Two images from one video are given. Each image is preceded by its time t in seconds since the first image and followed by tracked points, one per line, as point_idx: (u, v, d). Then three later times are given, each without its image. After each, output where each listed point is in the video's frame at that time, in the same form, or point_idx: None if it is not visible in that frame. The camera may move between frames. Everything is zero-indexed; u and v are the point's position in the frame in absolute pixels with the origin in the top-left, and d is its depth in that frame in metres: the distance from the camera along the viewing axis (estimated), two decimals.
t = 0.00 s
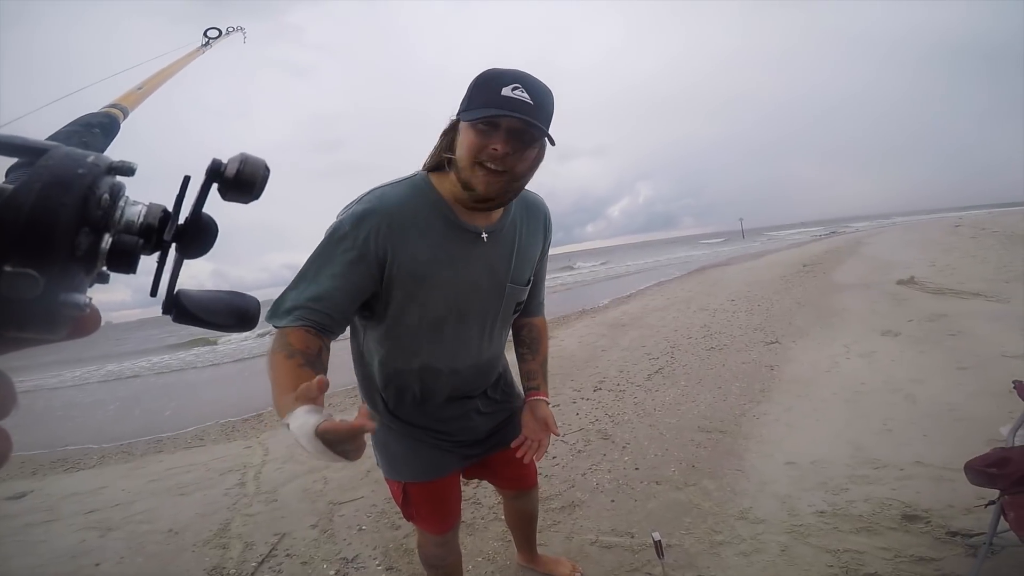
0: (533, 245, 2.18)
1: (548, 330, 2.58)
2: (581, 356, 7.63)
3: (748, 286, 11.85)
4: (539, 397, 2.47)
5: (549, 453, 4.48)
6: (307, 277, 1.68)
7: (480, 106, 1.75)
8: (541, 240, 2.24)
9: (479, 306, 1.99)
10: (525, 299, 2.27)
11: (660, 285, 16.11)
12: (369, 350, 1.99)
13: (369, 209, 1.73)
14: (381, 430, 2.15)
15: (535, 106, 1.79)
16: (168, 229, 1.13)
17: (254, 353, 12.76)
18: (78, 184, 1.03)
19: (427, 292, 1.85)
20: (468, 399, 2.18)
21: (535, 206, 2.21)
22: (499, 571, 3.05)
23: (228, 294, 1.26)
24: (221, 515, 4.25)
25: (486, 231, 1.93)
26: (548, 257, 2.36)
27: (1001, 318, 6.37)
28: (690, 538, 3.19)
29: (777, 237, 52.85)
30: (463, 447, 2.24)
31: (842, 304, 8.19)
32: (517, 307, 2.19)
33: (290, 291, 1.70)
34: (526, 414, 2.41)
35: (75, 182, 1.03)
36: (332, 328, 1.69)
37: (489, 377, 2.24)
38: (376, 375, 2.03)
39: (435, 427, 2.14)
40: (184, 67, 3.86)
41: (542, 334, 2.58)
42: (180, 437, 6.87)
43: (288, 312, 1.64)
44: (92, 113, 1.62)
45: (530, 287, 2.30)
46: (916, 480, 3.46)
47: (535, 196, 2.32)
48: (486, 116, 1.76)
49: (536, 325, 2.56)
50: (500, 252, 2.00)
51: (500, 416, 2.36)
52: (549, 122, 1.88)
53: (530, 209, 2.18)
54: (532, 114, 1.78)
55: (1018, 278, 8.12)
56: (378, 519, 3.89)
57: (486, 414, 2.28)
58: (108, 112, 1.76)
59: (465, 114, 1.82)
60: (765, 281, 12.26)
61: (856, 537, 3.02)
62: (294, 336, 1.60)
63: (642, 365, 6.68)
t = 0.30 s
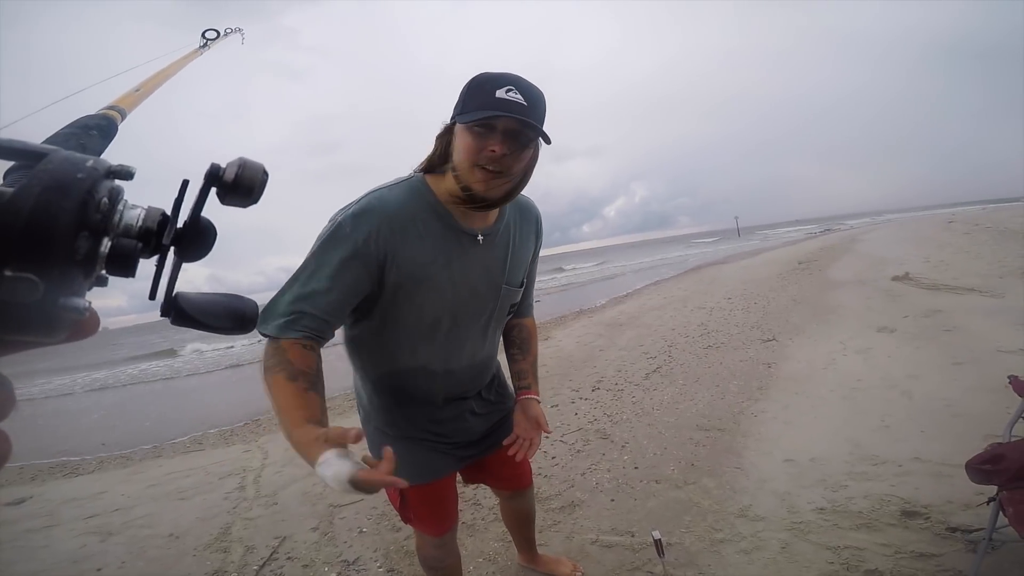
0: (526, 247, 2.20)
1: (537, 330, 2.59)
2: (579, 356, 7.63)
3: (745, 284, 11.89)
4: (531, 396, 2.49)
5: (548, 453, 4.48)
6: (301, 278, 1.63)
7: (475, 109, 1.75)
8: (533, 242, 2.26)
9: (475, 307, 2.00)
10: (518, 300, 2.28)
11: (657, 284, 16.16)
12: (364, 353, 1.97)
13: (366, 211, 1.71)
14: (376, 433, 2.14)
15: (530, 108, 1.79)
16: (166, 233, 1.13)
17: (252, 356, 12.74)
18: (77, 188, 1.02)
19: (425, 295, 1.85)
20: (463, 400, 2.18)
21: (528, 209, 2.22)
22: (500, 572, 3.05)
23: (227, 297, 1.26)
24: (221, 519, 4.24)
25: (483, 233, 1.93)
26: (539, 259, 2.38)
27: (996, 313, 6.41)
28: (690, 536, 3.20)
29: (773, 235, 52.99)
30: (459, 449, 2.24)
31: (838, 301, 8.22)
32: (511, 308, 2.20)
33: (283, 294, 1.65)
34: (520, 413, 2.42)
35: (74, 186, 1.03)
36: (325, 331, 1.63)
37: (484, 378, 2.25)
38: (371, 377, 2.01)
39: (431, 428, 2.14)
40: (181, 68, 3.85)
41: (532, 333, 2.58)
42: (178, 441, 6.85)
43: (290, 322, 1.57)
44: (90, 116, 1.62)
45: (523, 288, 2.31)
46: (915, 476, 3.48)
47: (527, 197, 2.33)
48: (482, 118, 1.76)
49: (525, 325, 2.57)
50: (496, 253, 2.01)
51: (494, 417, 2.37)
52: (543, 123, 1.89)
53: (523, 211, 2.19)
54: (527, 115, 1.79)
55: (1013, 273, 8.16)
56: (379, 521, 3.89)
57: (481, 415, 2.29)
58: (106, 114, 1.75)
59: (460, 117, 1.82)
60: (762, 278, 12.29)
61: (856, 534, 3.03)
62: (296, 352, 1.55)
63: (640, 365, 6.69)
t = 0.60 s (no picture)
0: (525, 246, 2.20)
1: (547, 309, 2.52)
2: (578, 357, 7.63)
3: (743, 285, 11.91)
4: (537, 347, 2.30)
5: (548, 454, 4.48)
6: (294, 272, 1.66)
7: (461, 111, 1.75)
8: (533, 241, 2.25)
9: (473, 305, 2.00)
10: (518, 298, 2.27)
11: (656, 285, 16.18)
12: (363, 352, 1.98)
13: (361, 210, 1.73)
14: (379, 434, 2.14)
15: (515, 103, 1.79)
16: (170, 227, 1.12)
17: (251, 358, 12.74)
18: (81, 182, 1.02)
19: (420, 292, 1.85)
20: (463, 400, 2.17)
21: (526, 207, 2.23)
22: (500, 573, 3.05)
23: (231, 292, 1.26)
24: (220, 520, 4.24)
25: (481, 232, 1.94)
26: (540, 258, 2.37)
27: (993, 314, 6.42)
28: (689, 537, 3.20)
29: (772, 236, 53.02)
30: (460, 449, 2.23)
31: (836, 302, 8.23)
32: (510, 306, 2.19)
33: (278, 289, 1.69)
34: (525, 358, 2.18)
35: (78, 180, 1.02)
36: (304, 322, 1.65)
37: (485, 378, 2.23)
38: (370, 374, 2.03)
39: (430, 426, 2.14)
40: (186, 65, 3.85)
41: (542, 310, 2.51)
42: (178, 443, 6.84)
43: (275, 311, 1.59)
44: (96, 111, 1.63)
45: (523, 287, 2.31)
46: (914, 477, 3.48)
47: (526, 196, 2.33)
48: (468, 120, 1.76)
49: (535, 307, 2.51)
50: (493, 251, 2.01)
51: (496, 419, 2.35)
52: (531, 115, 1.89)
53: (521, 209, 2.19)
54: (514, 110, 1.79)
55: (1011, 273, 8.17)
56: (378, 522, 3.89)
57: (482, 416, 2.27)
58: (112, 110, 1.76)
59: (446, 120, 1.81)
60: (761, 279, 12.29)
61: (855, 535, 3.03)
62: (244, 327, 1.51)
63: (639, 366, 6.70)
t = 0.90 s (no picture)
0: (524, 238, 2.19)
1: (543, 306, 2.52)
2: (575, 350, 7.66)
3: (740, 278, 11.94)
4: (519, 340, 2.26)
5: (544, 447, 4.51)
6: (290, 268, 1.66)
7: (451, 101, 1.74)
8: (533, 232, 2.25)
9: (471, 297, 1.99)
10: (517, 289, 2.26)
11: (652, 278, 16.21)
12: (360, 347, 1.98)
13: (355, 203, 1.72)
14: (377, 428, 2.15)
15: (504, 89, 1.78)
16: (172, 216, 1.09)
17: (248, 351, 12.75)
18: (83, 173, 1.01)
19: (416, 285, 1.85)
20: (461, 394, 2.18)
21: (523, 198, 2.22)
22: (495, 565, 3.07)
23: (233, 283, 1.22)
24: (218, 513, 4.26)
25: (478, 225, 1.93)
26: (538, 249, 2.37)
27: (987, 309, 6.45)
28: (683, 530, 3.23)
29: (770, 228, 53.02)
30: (460, 442, 2.24)
31: (832, 296, 8.25)
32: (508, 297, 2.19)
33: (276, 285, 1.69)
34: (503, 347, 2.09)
35: (79, 170, 1.02)
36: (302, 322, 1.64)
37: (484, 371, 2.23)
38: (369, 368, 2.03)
39: (429, 420, 2.14)
40: (186, 57, 3.81)
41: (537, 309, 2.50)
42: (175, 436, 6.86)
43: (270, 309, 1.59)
44: (96, 102, 1.60)
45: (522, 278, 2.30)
46: (906, 472, 3.52)
47: (523, 186, 2.32)
48: (458, 109, 1.74)
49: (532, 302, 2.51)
50: (491, 243, 2.00)
51: (496, 411, 2.35)
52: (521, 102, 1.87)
53: (518, 201, 2.18)
54: (503, 97, 1.77)
55: (1006, 269, 8.20)
56: (375, 515, 3.91)
57: (481, 409, 2.27)
58: (111, 100, 1.73)
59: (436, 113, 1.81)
60: (757, 273, 12.32)
61: (847, 529, 3.06)
62: (239, 336, 1.55)
63: (636, 359, 6.72)
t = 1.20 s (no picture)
0: (526, 242, 2.19)
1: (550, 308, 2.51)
2: (575, 353, 7.64)
3: (740, 281, 11.94)
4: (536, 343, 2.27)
5: (544, 450, 4.50)
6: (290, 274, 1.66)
7: (452, 104, 1.73)
8: (534, 235, 2.24)
9: (472, 301, 1.99)
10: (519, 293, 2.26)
11: (653, 281, 16.19)
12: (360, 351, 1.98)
13: (356, 208, 1.72)
14: (378, 432, 2.15)
15: (504, 90, 1.76)
16: (162, 227, 1.13)
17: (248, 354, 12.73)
18: (70, 184, 1.04)
19: (418, 289, 1.85)
20: (462, 398, 2.18)
21: (526, 200, 2.22)
22: (496, 569, 3.06)
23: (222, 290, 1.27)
24: (218, 516, 4.25)
25: (480, 228, 1.93)
26: (541, 251, 2.36)
27: (988, 312, 6.45)
28: (684, 533, 3.22)
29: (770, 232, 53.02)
30: (461, 446, 2.24)
31: (833, 299, 8.25)
32: (510, 301, 2.18)
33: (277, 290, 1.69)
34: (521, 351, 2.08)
35: (66, 181, 1.04)
36: (305, 328, 1.63)
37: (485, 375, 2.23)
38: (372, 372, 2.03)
39: (432, 424, 2.14)
40: (179, 58, 3.83)
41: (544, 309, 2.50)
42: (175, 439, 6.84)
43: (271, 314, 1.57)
44: (87, 106, 1.63)
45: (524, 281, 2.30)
46: (907, 475, 3.51)
47: (526, 189, 2.32)
48: (458, 113, 1.73)
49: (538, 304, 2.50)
50: (492, 246, 2.00)
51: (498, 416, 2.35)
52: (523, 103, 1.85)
53: (521, 204, 2.18)
54: (504, 99, 1.76)
55: (1007, 272, 8.20)
56: (375, 517, 3.90)
57: (483, 412, 2.27)
58: (101, 105, 1.75)
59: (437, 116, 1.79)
60: (758, 276, 12.31)
61: (848, 532, 3.05)
62: (247, 340, 1.52)
63: (637, 362, 6.71)
